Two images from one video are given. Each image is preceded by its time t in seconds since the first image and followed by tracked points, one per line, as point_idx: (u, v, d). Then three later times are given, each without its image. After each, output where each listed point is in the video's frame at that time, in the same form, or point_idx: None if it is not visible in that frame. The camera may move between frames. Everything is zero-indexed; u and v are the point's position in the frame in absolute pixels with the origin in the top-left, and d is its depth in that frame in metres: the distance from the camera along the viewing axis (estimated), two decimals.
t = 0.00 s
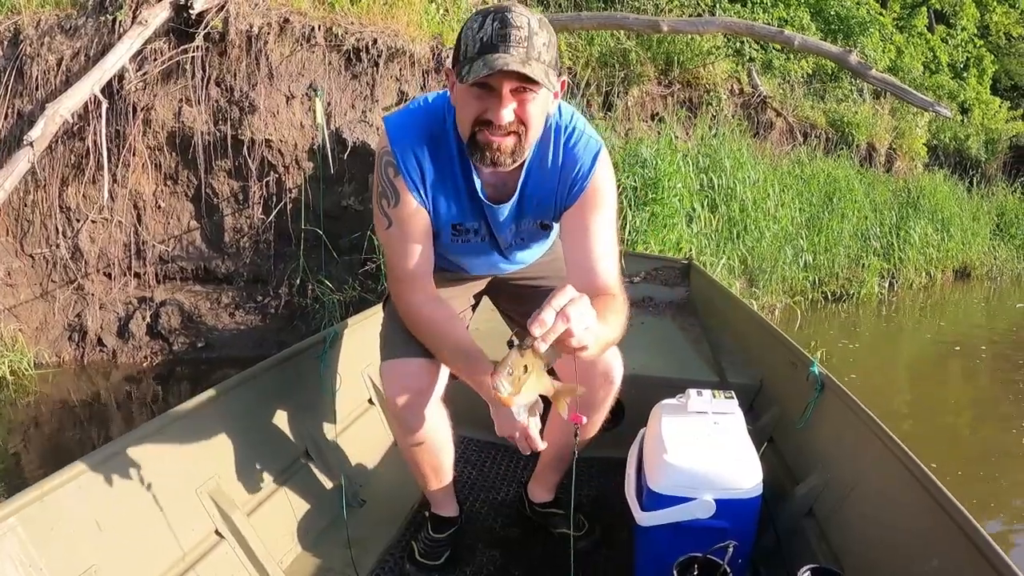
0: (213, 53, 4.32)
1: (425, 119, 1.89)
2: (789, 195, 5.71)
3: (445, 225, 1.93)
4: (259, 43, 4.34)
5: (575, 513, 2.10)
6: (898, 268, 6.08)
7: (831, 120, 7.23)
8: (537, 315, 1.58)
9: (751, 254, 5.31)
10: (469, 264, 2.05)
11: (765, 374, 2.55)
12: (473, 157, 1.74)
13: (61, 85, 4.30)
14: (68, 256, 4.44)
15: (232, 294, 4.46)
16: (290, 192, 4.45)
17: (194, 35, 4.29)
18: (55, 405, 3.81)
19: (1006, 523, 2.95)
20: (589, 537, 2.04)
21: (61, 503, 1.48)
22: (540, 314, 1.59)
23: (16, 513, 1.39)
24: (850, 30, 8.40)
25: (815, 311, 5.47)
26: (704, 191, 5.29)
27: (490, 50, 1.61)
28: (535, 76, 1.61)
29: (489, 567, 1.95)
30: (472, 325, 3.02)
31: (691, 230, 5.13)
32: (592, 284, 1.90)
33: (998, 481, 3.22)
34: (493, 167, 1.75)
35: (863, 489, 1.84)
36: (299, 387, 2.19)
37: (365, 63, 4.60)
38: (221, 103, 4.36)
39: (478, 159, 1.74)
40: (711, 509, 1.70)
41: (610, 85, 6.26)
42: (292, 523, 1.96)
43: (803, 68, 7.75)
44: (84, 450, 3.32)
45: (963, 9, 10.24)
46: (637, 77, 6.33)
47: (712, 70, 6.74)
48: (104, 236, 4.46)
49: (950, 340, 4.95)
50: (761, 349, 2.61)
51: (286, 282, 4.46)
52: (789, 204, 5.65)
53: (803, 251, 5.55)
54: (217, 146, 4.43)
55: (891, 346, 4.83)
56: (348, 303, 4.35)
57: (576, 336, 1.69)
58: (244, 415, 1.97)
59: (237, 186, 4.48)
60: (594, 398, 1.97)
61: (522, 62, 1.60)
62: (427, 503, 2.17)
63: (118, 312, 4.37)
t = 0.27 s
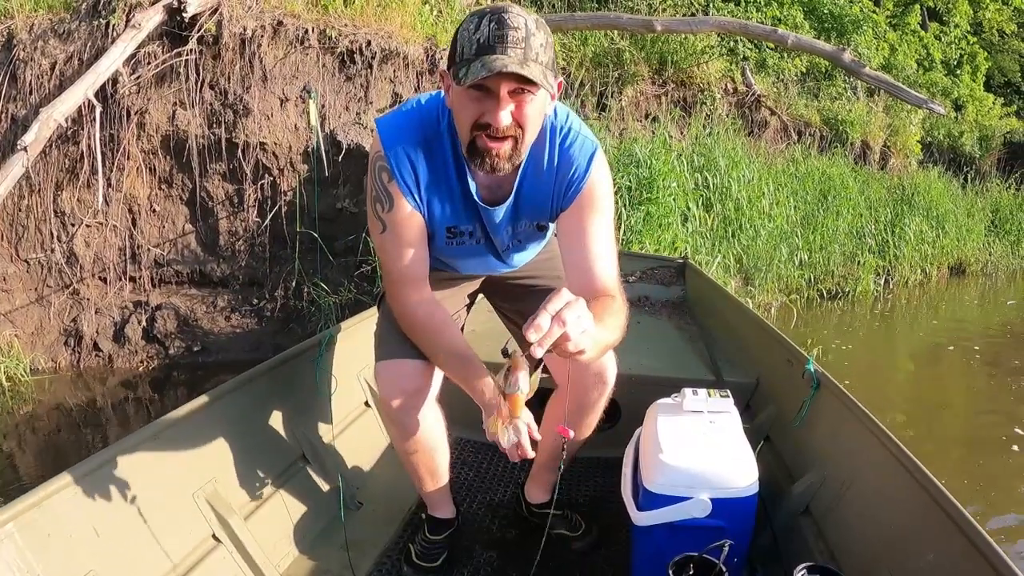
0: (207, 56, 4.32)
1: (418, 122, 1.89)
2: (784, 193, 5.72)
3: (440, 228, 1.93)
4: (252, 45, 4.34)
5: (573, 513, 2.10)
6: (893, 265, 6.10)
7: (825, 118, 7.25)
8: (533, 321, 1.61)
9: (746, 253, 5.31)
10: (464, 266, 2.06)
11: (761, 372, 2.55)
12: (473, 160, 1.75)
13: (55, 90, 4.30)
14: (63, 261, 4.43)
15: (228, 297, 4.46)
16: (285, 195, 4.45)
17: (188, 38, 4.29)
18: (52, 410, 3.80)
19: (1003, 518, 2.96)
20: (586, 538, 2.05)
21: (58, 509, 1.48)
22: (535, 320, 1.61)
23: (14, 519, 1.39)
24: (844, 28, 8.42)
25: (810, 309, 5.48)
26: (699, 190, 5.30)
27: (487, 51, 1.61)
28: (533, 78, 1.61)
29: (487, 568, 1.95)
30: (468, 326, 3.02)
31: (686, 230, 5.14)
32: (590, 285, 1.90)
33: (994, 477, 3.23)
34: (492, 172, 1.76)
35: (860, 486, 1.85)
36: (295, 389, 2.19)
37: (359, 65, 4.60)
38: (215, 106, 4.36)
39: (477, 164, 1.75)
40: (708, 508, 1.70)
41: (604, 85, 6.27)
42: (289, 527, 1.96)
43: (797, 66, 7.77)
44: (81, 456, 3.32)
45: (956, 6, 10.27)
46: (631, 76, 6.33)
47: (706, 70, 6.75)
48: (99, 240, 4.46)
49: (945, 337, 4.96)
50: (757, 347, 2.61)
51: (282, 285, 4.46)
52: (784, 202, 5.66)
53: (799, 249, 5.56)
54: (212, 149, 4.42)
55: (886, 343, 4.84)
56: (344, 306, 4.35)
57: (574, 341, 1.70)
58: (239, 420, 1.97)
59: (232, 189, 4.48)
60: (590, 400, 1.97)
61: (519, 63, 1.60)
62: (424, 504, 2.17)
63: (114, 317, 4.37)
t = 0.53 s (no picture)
0: (209, 54, 4.32)
1: (427, 122, 1.89)
2: (785, 195, 5.73)
3: (449, 227, 1.93)
4: (255, 44, 4.34)
5: (574, 514, 2.11)
6: (893, 268, 6.10)
7: (827, 120, 7.26)
8: (550, 325, 1.60)
9: (748, 254, 5.32)
10: (472, 266, 2.06)
11: (763, 374, 2.55)
12: (485, 161, 1.75)
13: (57, 86, 4.29)
14: (64, 258, 4.42)
15: (229, 295, 4.45)
16: (286, 194, 4.45)
17: (191, 36, 4.28)
18: (51, 407, 3.79)
19: (1003, 521, 2.96)
20: (587, 538, 2.05)
21: (59, 505, 1.48)
22: (552, 324, 1.60)
23: (14, 514, 1.38)
24: (846, 31, 8.43)
25: (811, 311, 5.48)
26: (701, 192, 5.30)
27: (502, 52, 1.60)
28: (548, 81, 1.61)
29: (488, 568, 1.95)
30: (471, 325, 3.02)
31: (688, 231, 5.14)
32: (601, 284, 1.90)
33: (994, 480, 3.23)
34: (504, 171, 1.75)
35: (860, 489, 1.85)
36: (297, 386, 2.19)
37: (362, 64, 4.60)
38: (218, 104, 4.35)
39: (489, 163, 1.74)
40: (709, 510, 1.70)
41: (606, 86, 6.28)
42: (289, 525, 1.96)
43: (799, 69, 7.78)
44: (80, 453, 3.31)
45: (958, 10, 10.30)
46: (633, 77, 6.34)
47: (708, 71, 6.76)
48: (100, 237, 4.45)
49: (946, 339, 4.97)
50: (759, 349, 2.61)
51: (283, 284, 4.45)
52: (785, 204, 5.66)
53: (799, 251, 5.57)
54: (214, 147, 4.42)
55: (887, 345, 4.85)
56: (345, 305, 4.35)
57: (588, 344, 1.69)
58: (240, 417, 1.96)
59: (233, 187, 4.47)
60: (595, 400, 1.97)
61: (535, 66, 1.60)
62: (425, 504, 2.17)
63: (114, 314, 4.36)
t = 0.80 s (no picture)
0: (209, 56, 4.32)
1: (427, 121, 1.89)
2: (785, 195, 5.73)
3: (450, 226, 1.93)
4: (255, 45, 4.35)
5: (575, 515, 2.10)
6: (893, 268, 6.11)
7: (826, 121, 7.27)
8: (565, 324, 1.64)
9: (748, 255, 5.32)
10: (476, 264, 2.07)
11: (763, 376, 2.55)
12: (488, 171, 1.76)
13: (57, 88, 4.29)
14: (64, 259, 4.42)
15: (229, 297, 4.45)
16: (286, 195, 4.45)
17: (191, 37, 4.29)
18: (52, 409, 3.79)
19: (1004, 522, 2.96)
20: (588, 539, 2.05)
21: (59, 504, 1.47)
22: (568, 322, 1.64)
23: (15, 513, 1.38)
24: (845, 31, 8.44)
25: (811, 312, 5.48)
26: (701, 192, 5.31)
27: (504, 75, 1.60)
28: (550, 107, 1.63)
29: (488, 568, 1.95)
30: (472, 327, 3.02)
31: (688, 232, 5.15)
32: (612, 277, 1.90)
33: (996, 480, 3.23)
34: (505, 180, 1.76)
35: (860, 490, 1.85)
36: (298, 386, 2.19)
37: (362, 65, 4.60)
38: (218, 106, 4.35)
39: (491, 172, 1.75)
40: (709, 510, 1.70)
41: (606, 87, 6.29)
42: (290, 525, 1.96)
43: (798, 69, 7.79)
44: (80, 455, 3.31)
45: (957, 10, 10.32)
46: (633, 78, 6.35)
47: (707, 72, 6.77)
48: (100, 239, 4.45)
49: (946, 339, 4.97)
50: (760, 350, 2.61)
51: (283, 285, 4.45)
52: (785, 205, 5.67)
53: (799, 251, 5.58)
54: (214, 149, 4.42)
55: (887, 345, 4.86)
56: (345, 306, 4.35)
57: (605, 349, 1.71)
58: (241, 417, 1.96)
59: (233, 188, 4.48)
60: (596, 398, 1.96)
61: (537, 94, 1.61)
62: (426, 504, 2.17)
63: (114, 316, 4.36)
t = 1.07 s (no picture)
0: (208, 57, 4.32)
1: (425, 123, 1.89)
2: (784, 194, 5.74)
3: (450, 227, 1.93)
4: (254, 47, 4.35)
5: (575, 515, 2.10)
6: (893, 267, 6.11)
7: (825, 120, 7.27)
8: (572, 325, 1.61)
9: (747, 254, 5.32)
10: (476, 264, 2.07)
11: (764, 375, 2.55)
12: (488, 172, 1.75)
13: (56, 90, 4.29)
14: (64, 262, 4.42)
15: (229, 299, 4.45)
16: (286, 197, 4.45)
17: (189, 39, 4.28)
18: (51, 412, 3.79)
19: (1005, 521, 2.96)
20: (589, 539, 2.04)
21: (60, 506, 1.47)
22: (575, 324, 1.61)
23: (16, 515, 1.38)
24: (843, 30, 8.45)
25: (811, 311, 5.48)
26: (700, 192, 5.31)
27: (501, 76, 1.60)
28: (547, 106, 1.62)
29: (488, 569, 1.95)
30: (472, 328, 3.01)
31: (688, 231, 5.15)
32: (615, 276, 1.90)
33: (996, 479, 3.24)
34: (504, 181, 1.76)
35: (860, 490, 1.85)
36: (298, 386, 2.19)
37: (361, 67, 4.60)
38: (217, 108, 4.35)
39: (491, 173, 1.74)
40: (709, 510, 1.70)
41: (605, 87, 6.29)
42: (290, 526, 1.96)
43: (797, 68, 7.80)
44: (80, 457, 3.31)
45: (955, 9, 10.34)
46: (631, 78, 6.35)
47: (706, 72, 6.77)
48: (100, 241, 4.45)
49: (946, 338, 4.97)
50: (760, 350, 2.61)
51: (283, 287, 4.45)
52: (784, 204, 5.67)
53: (799, 250, 5.58)
54: (213, 150, 4.42)
55: (887, 344, 4.86)
56: (345, 308, 4.35)
57: (613, 350, 1.67)
58: (240, 418, 1.96)
59: (233, 190, 4.47)
60: (594, 399, 1.95)
61: (535, 93, 1.61)
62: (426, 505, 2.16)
63: (114, 318, 4.35)
